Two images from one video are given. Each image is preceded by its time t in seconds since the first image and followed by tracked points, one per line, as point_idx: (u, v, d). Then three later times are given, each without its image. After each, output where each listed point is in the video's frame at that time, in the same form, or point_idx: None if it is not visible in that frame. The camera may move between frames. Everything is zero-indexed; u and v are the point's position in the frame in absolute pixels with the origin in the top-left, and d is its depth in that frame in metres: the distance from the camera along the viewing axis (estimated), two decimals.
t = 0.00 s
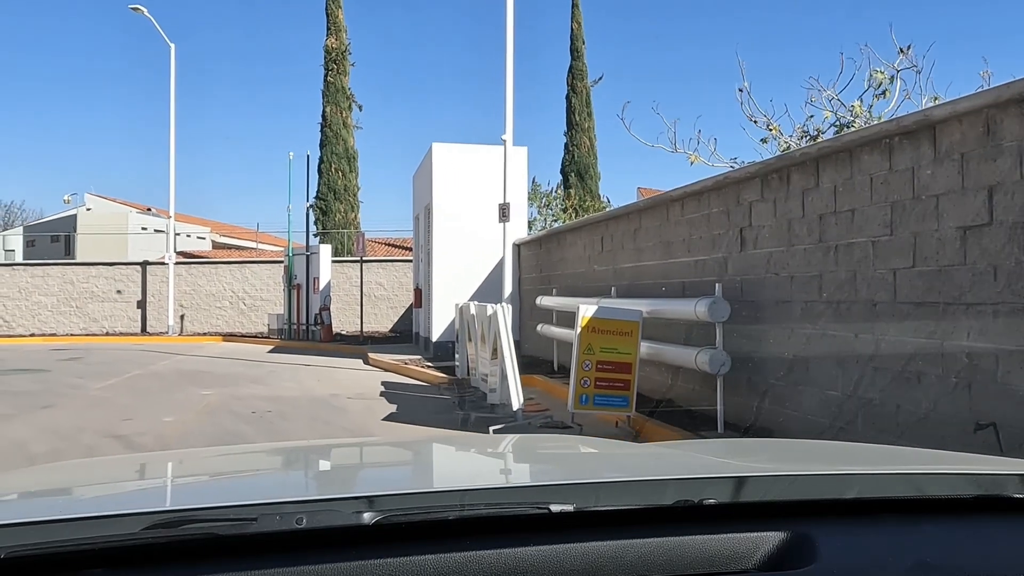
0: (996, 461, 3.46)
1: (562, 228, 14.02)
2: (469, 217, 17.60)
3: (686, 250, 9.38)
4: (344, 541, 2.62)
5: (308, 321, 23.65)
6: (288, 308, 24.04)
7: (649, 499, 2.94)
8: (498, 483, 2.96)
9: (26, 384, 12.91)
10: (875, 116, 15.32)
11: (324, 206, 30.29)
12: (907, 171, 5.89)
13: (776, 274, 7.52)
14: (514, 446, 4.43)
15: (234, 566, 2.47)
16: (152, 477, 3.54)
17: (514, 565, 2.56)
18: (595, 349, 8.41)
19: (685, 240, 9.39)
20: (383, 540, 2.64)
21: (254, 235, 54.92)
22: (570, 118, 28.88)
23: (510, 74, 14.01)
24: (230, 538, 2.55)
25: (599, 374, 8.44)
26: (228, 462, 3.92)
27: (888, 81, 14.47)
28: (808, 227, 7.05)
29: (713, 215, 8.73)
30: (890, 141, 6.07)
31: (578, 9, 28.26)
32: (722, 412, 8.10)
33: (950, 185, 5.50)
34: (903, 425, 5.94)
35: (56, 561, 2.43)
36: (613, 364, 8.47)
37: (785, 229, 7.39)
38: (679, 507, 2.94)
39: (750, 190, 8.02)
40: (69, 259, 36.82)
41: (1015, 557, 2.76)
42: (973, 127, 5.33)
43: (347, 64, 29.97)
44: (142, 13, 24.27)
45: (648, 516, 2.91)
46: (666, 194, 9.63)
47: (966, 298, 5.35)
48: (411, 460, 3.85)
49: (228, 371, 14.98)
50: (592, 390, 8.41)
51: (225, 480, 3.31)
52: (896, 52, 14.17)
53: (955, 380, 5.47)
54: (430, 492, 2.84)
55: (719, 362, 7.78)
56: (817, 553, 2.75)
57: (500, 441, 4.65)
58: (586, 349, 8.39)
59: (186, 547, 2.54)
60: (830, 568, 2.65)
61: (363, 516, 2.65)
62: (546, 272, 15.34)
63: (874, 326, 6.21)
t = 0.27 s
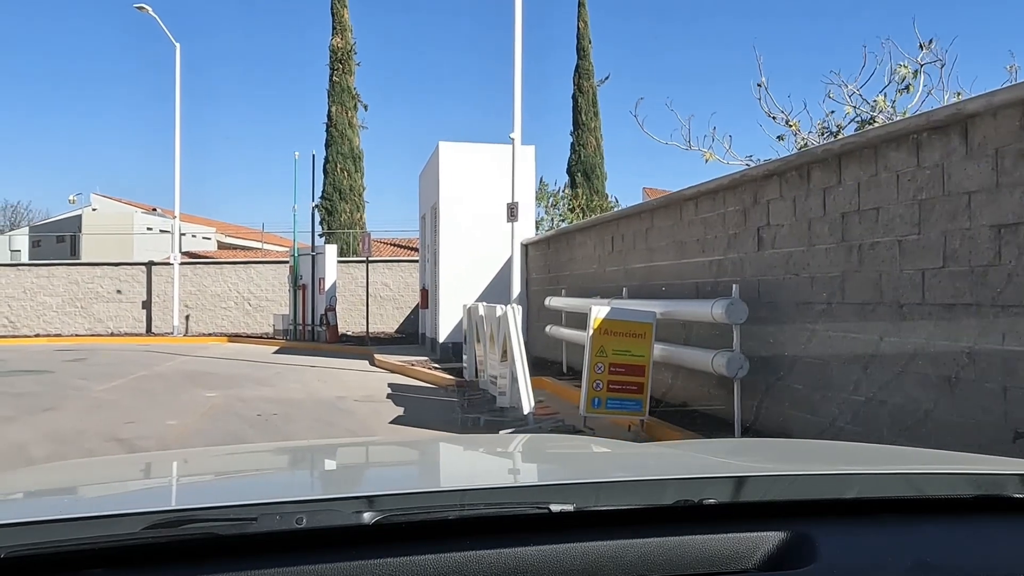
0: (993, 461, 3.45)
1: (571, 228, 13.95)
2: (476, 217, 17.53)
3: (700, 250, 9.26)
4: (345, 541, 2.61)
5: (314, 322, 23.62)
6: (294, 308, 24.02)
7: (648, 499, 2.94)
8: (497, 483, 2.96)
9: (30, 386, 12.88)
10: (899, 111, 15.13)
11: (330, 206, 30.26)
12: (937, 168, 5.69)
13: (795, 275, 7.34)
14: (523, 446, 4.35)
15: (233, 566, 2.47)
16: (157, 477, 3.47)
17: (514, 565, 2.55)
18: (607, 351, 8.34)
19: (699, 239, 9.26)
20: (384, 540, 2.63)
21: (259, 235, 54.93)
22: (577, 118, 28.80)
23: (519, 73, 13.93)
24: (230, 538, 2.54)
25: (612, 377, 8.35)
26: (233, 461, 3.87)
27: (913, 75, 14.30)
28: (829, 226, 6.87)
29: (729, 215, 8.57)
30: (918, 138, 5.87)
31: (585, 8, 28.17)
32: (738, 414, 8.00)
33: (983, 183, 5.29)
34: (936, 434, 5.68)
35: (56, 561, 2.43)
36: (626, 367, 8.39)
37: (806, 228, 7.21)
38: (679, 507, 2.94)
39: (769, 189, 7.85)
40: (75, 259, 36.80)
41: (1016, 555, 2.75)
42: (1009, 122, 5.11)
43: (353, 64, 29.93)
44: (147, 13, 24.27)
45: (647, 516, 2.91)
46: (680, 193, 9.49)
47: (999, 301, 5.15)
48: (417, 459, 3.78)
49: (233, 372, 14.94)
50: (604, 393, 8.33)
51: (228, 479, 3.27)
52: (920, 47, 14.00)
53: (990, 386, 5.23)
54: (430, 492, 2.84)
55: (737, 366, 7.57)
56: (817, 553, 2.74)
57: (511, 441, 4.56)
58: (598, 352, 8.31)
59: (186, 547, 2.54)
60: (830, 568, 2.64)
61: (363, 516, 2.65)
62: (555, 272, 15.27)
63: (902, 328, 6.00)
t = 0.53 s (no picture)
0: (991, 460, 3.44)
1: (578, 227, 13.88)
2: (481, 216, 17.47)
3: (711, 249, 9.15)
4: (346, 542, 2.59)
5: (318, 321, 23.58)
6: (298, 308, 23.98)
7: (648, 499, 2.91)
8: (497, 482, 2.93)
9: (33, 386, 12.83)
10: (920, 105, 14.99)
11: (334, 205, 30.23)
12: (962, 163, 5.50)
13: (813, 274, 7.16)
14: (531, 447, 4.30)
15: (233, 566, 2.45)
16: (162, 477, 3.41)
17: (514, 565, 2.53)
18: (618, 353, 8.26)
19: (711, 237, 9.16)
20: (385, 541, 2.61)
21: (263, 235, 54.91)
22: (582, 117, 28.74)
23: (525, 71, 13.87)
24: (231, 538, 2.52)
25: (623, 378, 8.28)
26: (237, 461, 3.82)
27: (937, 68, 14.15)
28: (848, 224, 6.69)
29: (743, 212, 8.44)
30: (943, 132, 5.68)
31: (589, 6, 28.10)
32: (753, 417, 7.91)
33: (1012, 178, 5.10)
34: (933, 432, 5.71)
35: (57, 560, 2.41)
36: (637, 368, 8.32)
37: (823, 225, 7.05)
38: (679, 507, 2.91)
39: (784, 186, 7.70)
40: (79, 259, 36.77)
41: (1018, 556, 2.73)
42: None
43: (357, 63, 29.89)
44: (151, 11, 24.27)
45: (647, 516, 2.88)
46: (691, 190, 9.38)
47: None
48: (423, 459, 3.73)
49: (237, 372, 14.89)
50: (615, 396, 8.25)
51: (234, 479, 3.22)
52: (941, 40, 13.87)
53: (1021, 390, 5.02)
54: (430, 492, 2.81)
55: (752, 367, 7.45)
56: (818, 553, 2.71)
57: (519, 441, 4.51)
58: (609, 353, 8.23)
59: (187, 546, 2.51)
60: (831, 568, 2.61)
61: (363, 516, 2.62)
62: (561, 271, 15.20)
63: (925, 331, 5.79)
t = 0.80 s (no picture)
0: (987, 461, 3.45)
1: (587, 225, 13.81)
2: (487, 214, 17.41)
3: (726, 246, 9.05)
4: (347, 542, 2.58)
5: (322, 321, 23.55)
6: (302, 307, 23.95)
7: (648, 499, 2.90)
8: (497, 482, 2.91)
9: (35, 386, 12.79)
10: (945, 98, 14.86)
11: (338, 204, 30.20)
12: (995, 157, 5.29)
13: (834, 273, 6.95)
14: (540, 447, 4.24)
15: (231, 566, 2.43)
16: (166, 476, 3.36)
17: (515, 565, 2.52)
18: (629, 354, 8.17)
19: (726, 235, 9.04)
20: (386, 541, 2.60)
21: (268, 234, 54.90)
22: (588, 115, 28.66)
23: (532, 68, 13.80)
24: (231, 538, 2.51)
25: (635, 380, 8.20)
26: (243, 461, 3.77)
27: (963, 59, 14.03)
28: (871, 221, 6.48)
29: (759, 209, 8.30)
30: (973, 125, 5.47)
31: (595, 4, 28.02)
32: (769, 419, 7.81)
33: None
34: (931, 429, 5.80)
35: (58, 560, 2.40)
36: (649, 370, 8.23)
37: (843, 222, 6.87)
38: (679, 507, 2.91)
39: (802, 182, 7.53)
40: (83, 258, 36.75)
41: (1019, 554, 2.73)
42: None
43: (361, 61, 29.85)
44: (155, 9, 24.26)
45: (647, 517, 2.88)
46: (704, 186, 9.26)
47: None
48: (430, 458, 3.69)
49: (241, 372, 14.86)
50: (627, 398, 8.18)
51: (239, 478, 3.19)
52: (964, 31, 13.69)
53: None
54: (430, 492, 2.80)
55: (770, 368, 7.32)
56: (817, 553, 2.71)
57: (530, 441, 4.43)
58: (621, 354, 8.15)
59: (187, 546, 2.50)
60: (830, 567, 2.61)
61: (364, 516, 2.60)
62: (569, 270, 15.13)
63: (954, 333, 5.59)
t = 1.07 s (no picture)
0: (988, 462, 3.40)
1: (593, 224, 13.74)
2: (491, 213, 17.34)
3: (738, 245, 8.96)
4: (346, 543, 2.53)
5: (326, 321, 23.50)
6: (306, 307, 23.91)
7: (648, 499, 2.85)
8: (497, 482, 2.86)
9: (37, 387, 12.76)
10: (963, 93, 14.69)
11: (342, 203, 30.17)
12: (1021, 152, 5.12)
13: (851, 271, 6.84)
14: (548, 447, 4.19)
15: (232, 566, 2.38)
16: (168, 476, 3.30)
17: (514, 564, 2.47)
18: (640, 355, 8.11)
19: (739, 233, 8.94)
20: (385, 542, 2.55)
21: (271, 234, 54.88)
22: (591, 113, 28.58)
23: (537, 66, 13.73)
24: (230, 538, 2.46)
25: (645, 382, 8.15)
26: (246, 461, 3.71)
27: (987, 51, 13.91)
28: (890, 219, 6.34)
29: (773, 207, 8.19)
30: (998, 119, 5.31)
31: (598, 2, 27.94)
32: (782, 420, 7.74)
33: None
34: (952, 432, 5.69)
35: (57, 560, 2.35)
36: (660, 372, 8.18)
37: (860, 220, 6.74)
38: (679, 507, 2.85)
39: (818, 179, 7.42)
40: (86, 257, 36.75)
41: None
42: None
43: (364, 59, 29.81)
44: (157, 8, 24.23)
45: (647, 517, 2.82)
46: (716, 184, 9.17)
47: None
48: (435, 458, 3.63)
49: (244, 372, 14.82)
50: (636, 400, 8.12)
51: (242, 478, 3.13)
52: (984, 25, 13.48)
53: None
54: (430, 492, 2.75)
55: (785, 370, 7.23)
56: (817, 553, 2.65)
57: (538, 441, 4.37)
58: (631, 355, 8.09)
59: (187, 546, 2.45)
60: (831, 567, 2.55)
61: (364, 516, 2.55)
62: (575, 269, 15.06)
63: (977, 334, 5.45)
